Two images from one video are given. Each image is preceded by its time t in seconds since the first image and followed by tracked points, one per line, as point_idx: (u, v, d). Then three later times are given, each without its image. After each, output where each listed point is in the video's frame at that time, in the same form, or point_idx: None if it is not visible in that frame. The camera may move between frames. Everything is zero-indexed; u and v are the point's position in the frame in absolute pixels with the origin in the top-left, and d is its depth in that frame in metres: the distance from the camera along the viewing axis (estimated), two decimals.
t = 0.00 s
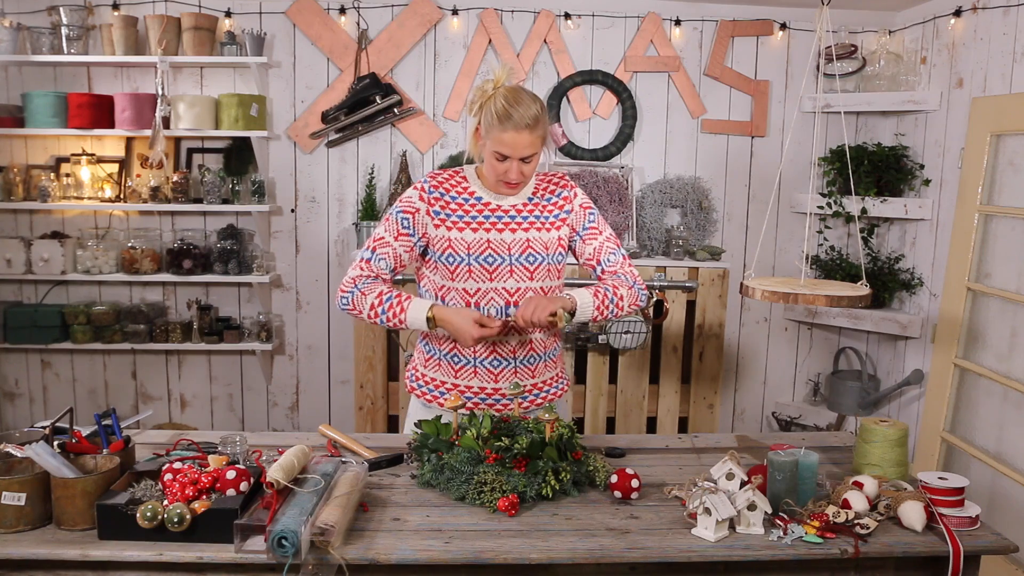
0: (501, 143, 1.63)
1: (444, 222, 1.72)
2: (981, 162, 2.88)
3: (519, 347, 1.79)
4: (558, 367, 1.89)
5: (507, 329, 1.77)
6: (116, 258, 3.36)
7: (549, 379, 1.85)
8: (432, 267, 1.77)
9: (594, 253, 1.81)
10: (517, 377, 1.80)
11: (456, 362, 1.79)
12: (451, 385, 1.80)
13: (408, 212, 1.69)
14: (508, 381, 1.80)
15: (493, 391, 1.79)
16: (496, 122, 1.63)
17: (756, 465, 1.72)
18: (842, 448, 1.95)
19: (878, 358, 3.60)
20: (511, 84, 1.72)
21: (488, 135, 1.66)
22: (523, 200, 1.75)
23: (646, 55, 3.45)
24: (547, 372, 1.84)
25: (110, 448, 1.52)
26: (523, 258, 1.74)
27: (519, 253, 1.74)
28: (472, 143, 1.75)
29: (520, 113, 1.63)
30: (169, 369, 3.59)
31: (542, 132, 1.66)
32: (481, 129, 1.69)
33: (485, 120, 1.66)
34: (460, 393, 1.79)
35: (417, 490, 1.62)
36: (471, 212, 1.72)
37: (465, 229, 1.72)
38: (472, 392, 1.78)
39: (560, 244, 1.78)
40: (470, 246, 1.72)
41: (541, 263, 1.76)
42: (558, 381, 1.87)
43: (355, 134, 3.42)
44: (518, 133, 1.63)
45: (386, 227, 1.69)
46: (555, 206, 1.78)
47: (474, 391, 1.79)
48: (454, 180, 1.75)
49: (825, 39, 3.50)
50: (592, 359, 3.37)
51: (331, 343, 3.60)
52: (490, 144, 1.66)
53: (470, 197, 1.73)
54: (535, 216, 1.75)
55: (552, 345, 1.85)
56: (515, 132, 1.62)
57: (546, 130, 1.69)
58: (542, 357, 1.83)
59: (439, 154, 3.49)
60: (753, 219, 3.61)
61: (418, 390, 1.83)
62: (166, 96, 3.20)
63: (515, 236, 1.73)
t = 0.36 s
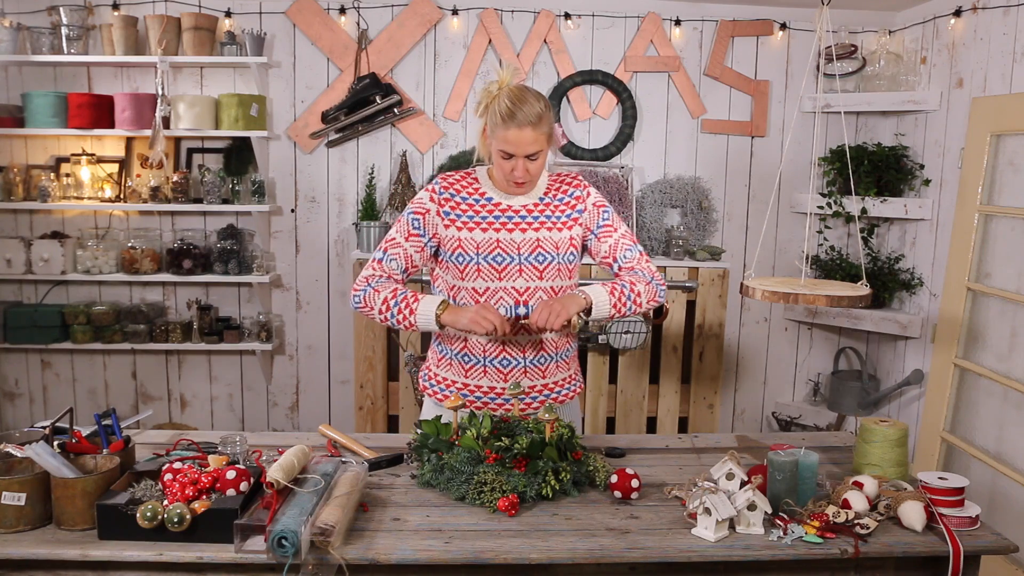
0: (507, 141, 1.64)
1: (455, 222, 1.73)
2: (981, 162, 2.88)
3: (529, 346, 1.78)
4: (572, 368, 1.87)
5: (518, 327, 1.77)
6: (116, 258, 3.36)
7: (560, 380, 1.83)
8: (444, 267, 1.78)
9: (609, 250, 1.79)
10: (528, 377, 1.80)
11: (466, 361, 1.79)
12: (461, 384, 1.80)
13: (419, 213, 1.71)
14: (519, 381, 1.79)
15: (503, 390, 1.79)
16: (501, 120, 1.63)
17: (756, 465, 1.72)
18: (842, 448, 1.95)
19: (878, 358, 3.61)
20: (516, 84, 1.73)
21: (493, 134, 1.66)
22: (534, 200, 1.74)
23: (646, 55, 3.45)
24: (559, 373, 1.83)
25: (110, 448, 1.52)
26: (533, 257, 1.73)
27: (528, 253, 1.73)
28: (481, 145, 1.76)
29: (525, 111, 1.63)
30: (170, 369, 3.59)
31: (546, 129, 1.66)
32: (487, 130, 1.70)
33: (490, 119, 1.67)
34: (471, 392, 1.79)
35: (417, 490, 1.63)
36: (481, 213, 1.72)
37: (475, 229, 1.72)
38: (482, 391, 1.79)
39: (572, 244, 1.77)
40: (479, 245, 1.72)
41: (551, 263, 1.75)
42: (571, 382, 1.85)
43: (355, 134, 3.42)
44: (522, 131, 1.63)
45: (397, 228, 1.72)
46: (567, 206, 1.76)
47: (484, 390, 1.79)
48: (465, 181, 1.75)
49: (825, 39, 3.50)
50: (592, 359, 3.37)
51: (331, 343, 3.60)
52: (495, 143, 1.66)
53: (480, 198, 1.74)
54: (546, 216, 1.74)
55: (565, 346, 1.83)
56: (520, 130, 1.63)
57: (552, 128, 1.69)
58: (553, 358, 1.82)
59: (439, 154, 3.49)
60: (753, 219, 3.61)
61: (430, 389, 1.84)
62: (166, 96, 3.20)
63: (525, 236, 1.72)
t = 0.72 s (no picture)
0: (508, 140, 1.65)
1: (467, 221, 1.75)
2: (981, 162, 2.88)
3: (540, 345, 1.77)
4: (587, 369, 1.85)
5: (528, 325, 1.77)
6: (116, 259, 3.36)
7: (572, 380, 1.81)
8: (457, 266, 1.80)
9: (621, 242, 1.75)
10: (539, 376, 1.79)
11: (478, 359, 1.80)
12: (473, 382, 1.81)
13: (432, 212, 1.74)
14: (530, 379, 1.79)
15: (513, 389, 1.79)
16: (503, 118, 1.65)
17: (756, 465, 1.72)
18: (842, 448, 1.95)
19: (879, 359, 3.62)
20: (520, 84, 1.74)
21: (496, 133, 1.68)
22: (546, 199, 1.74)
23: (646, 55, 3.45)
24: (571, 372, 1.81)
25: (110, 448, 1.52)
26: (542, 256, 1.74)
27: (538, 252, 1.74)
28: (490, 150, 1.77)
29: (526, 108, 1.64)
30: (169, 369, 3.59)
31: (547, 125, 1.67)
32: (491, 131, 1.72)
33: (493, 119, 1.68)
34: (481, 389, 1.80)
35: (417, 490, 1.63)
36: (492, 212, 1.74)
37: (486, 228, 1.74)
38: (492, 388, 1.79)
39: (583, 243, 1.76)
40: (490, 244, 1.74)
41: (560, 261, 1.75)
42: (584, 383, 1.84)
43: (355, 134, 3.42)
44: (523, 128, 1.64)
45: (411, 227, 1.76)
46: (579, 205, 1.75)
47: (495, 388, 1.80)
48: (479, 181, 1.78)
49: (825, 39, 3.50)
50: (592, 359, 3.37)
51: (331, 343, 3.60)
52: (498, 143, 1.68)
53: (493, 198, 1.75)
54: (557, 215, 1.74)
55: (578, 346, 1.82)
56: (519, 128, 1.64)
57: (555, 125, 1.70)
58: (565, 357, 1.80)
59: (439, 154, 3.49)
60: (753, 219, 3.61)
61: (444, 385, 1.86)
62: (166, 96, 3.20)
63: (535, 236, 1.73)
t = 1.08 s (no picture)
0: (503, 144, 1.66)
1: (472, 221, 1.78)
2: (981, 163, 2.88)
3: (535, 345, 1.78)
4: (589, 373, 1.83)
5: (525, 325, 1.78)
6: (116, 258, 3.36)
7: (569, 383, 1.81)
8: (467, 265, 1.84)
9: (624, 244, 1.72)
10: (534, 376, 1.80)
11: (478, 355, 1.83)
12: (472, 377, 1.84)
13: (442, 215, 1.80)
14: (525, 379, 1.80)
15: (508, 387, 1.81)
16: (498, 123, 1.65)
17: (756, 465, 1.72)
18: (842, 448, 1.95)
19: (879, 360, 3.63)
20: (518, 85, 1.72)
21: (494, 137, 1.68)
22: (550, 200, 1.74)
23: (646, 55, 3.45)
24: (568, 375, 1.80)
25: (110, 448, 1.52)
26: (539, 257, 1.74)
27: (536, 252, 1.74)
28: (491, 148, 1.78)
29: (520, 112, 1.63)
30: (169, 369, 3.59)
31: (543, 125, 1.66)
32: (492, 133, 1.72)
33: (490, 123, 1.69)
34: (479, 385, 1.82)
35: (417, 490, 1.62)
36: (497, 212, 1.75)
37: (489, 228, 1.76)
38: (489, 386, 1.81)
39: (584, 245, 1.74)
40: (490, 244, 1.76)
41: (558, 263, 1.74)
42: (582, 387, 1.83)
43: (355, 134, 3.42)
44: (517, 132, 1.64)
45: (425, 230, 1.82)
46: (584, 206, 1.74)
47: (491, 385, 1.81)
48: (489, 182, 1.80)
49: (825, 39, 3.50)
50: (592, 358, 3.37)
51: (331, 343, 3.60)
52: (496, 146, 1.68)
53: (499, 198, 1.77)
54: (559, 216, 1.73)
55: (578, 349, 1.80)
56: (512, 131, 1.64)
57: (552, 125, 1.68)
58: (563, 359, 1.79)
59: (439, 154, 3.49)
60: (753, 219, 3.61)
61: (449, 380, 1.90)
62: (166, 96, 3.20)
63: (535, 236, 1.73)
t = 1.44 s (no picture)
0: (493, 143, 1.66)
1: (460, 220, 1.77)
2: (981, 162, 2.88)
3: (521, 344, 1.77)
4: (576, 373, 1.82)
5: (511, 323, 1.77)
6: (116, 258, 3.36)
7: (556, 382, 1.79)
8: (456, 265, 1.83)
9: (612, 244, 1.73)
10: (519, 375, 1.78)
11: (464, 355, 1.82)
12: (459, 377, 1.82)
13: (432, 215, 1.79)
14: (510, 378, 1.79)
15: (494, 386, 1.80)
16: (489, 122, 1.65)
17: (756, 465, 1.72)
18: (842, 448, 1.95)
19: (879, 360, 3.63)
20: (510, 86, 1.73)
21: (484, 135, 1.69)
22: (538, 199, 1.74)
23: (646, 55, 3.45)
24: (554, 374, 1.79)
25: (110, 448, 1.52)
26: (526, 255, 1.73)
27: (523, 251, 1.73)
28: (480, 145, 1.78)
29: (510, 112, 1.64)
30: (170, 369, 3.59)
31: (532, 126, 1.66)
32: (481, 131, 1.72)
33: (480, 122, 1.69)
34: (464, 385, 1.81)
35: (417, 490, 1.63)
36: (485, 212, 1.75)
37: (476, 226, 1.75)
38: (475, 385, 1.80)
39: (571, 244, 1.74)
40: (477, 242, 1.75)
41: (545, 262, 1.73)
42: (569, 386, 1.81)
43: (355, 134, 3.42)
44: (507, 132, 1.65)
45: (416, 231, 1.82)
46: (572, 205, 1.74)
47: (477, 384, 1.80)
48: (478, 182, 1.80)
49: (826, 39, 3.50)
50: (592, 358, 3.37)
51: (331, 343, 3.60)
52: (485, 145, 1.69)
53: (488, 197, 1.77)
54: (547, 215, 1.73)
55: (565, 348, 1.79)
56: (501, 130, 1.64)
57: (542, 125, 1.69)
58: (549, 358, 1.78)
59: (439, 154, 3.49)
60: (753, 219, 3.61)
61: (435, 380, 1.88)
62: (166, 96, 3.20)
63: (522, 235, 1.73)
